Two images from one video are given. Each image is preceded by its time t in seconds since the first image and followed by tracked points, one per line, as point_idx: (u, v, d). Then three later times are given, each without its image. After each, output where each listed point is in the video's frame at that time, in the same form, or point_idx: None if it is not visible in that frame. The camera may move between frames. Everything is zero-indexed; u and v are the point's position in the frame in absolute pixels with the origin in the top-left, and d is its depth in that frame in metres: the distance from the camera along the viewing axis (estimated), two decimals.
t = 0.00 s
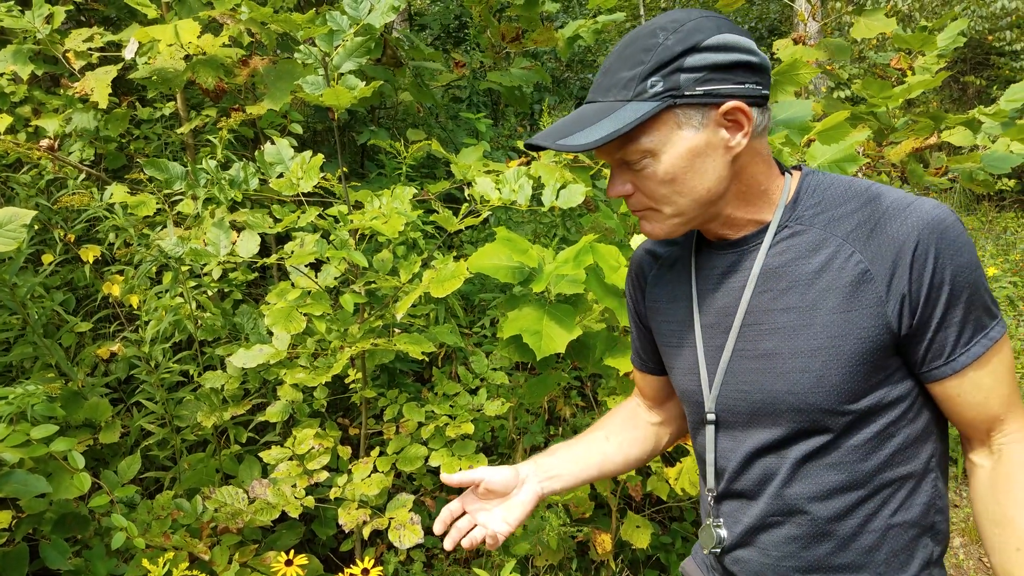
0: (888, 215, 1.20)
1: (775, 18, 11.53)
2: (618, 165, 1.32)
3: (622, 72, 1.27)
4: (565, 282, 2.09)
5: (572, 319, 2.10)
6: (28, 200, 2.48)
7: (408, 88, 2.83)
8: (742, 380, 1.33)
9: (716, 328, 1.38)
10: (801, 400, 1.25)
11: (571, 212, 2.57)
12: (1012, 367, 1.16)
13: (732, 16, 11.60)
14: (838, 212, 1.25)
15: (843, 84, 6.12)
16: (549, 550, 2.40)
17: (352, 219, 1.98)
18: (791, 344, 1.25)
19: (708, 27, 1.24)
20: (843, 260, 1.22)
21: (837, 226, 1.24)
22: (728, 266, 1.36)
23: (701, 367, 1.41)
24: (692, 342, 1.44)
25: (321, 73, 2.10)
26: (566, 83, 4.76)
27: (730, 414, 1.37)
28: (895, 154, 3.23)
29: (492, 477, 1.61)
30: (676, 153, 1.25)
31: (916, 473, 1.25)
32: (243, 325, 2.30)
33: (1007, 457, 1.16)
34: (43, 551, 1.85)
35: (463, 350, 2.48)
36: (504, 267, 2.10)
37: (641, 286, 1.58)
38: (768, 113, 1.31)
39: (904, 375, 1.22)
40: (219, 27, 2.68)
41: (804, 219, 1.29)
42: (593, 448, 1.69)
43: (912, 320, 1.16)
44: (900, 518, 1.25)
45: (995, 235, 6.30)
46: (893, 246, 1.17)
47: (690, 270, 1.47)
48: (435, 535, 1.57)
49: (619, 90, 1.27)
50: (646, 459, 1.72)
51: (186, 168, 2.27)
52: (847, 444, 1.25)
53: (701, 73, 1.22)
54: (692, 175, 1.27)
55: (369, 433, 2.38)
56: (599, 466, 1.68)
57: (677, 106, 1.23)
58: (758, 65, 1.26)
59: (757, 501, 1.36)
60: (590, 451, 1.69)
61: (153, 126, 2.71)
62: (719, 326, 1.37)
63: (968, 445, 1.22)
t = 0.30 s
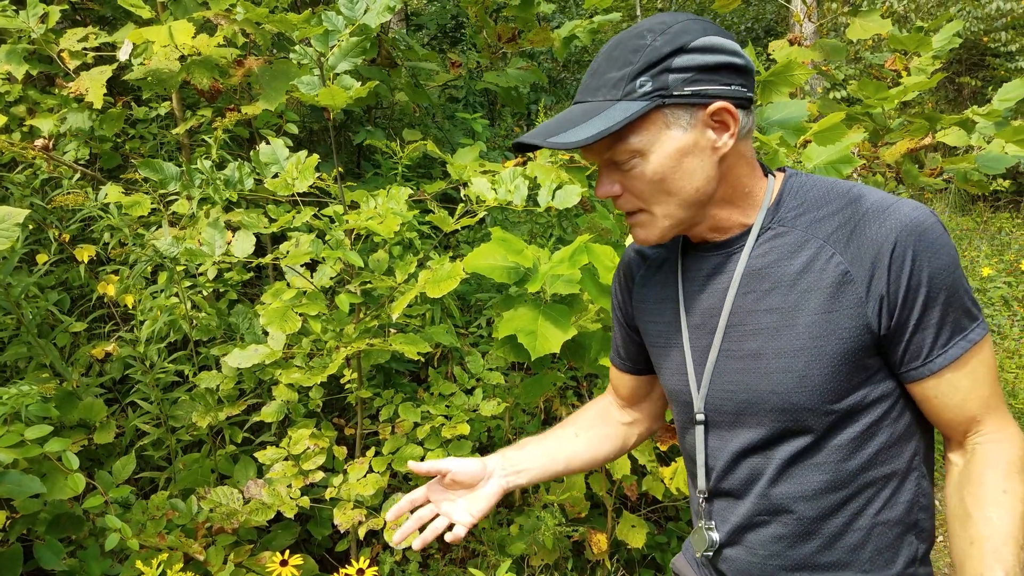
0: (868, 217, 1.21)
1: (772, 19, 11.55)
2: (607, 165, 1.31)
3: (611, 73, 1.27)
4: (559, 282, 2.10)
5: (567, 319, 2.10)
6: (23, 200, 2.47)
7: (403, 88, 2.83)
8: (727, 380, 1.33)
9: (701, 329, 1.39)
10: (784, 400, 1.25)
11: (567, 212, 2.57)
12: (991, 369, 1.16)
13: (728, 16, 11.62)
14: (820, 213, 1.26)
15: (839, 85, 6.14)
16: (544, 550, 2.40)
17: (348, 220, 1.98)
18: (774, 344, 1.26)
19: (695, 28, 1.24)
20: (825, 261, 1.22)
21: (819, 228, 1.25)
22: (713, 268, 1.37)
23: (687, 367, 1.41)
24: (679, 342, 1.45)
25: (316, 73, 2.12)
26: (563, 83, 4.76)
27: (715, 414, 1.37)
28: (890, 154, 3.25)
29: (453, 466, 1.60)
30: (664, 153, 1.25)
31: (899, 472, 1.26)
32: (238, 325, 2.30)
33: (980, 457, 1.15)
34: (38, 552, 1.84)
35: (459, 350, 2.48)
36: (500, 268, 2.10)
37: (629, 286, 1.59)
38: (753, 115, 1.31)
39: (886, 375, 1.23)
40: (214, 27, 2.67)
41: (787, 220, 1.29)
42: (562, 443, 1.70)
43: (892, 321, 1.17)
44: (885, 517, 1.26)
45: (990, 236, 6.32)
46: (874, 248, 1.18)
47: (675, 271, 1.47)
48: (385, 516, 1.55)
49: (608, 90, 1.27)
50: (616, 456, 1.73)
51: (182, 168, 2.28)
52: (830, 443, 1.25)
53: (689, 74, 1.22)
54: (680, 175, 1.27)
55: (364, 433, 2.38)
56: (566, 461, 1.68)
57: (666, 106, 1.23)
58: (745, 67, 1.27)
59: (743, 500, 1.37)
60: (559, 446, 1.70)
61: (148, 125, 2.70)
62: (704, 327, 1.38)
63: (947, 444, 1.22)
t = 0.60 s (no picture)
0: (853, 209, 1.22)
1: (766, 18, 11.57)
2: (619, 149, 1.29)
3: (620, 54, 1.27)
4: (554, 281, 2.10)
5: (561, 318, 2.10)
6: (15, 199, 2.46)
7: (397, 86, 2.83)
8: (715, 374, 1.34)
9: (689, 322, 1.40)
10: (772, 392, 1.26)
11: (561, 211, 2.57)
12: (976, 361, 1.15)
13: (723, 15, 11.62)
14: (805, 206, 1.28)
15: (832, 84, 6.16)
16: (538, 548, 2.40)
17: (341, 218, 1.98)
18: (761, 337, 1.27)
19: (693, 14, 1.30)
20: (811, 253, 1.23)
21: (805, 220, 1.27)
22: (701, 261, 1.38)
23: (675, 362, 1.42)
24: (665, 337, 1.46)
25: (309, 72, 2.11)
26: (558, 83, 4.76)
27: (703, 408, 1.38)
28: (884, 154, 3.26)
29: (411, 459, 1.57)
30: (681, 130, 1.25)
31: (889, 464, 1.26)
32: (231, 324, 2.30)
33: (957, 448, 1.15)
34: (30, 552, 1.84)
35: (453, 349, 2.48)
36: (494, 267, 2.10)
37: (611, 282, 1.61)
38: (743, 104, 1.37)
39: (873, 366, 1.23)
40: (207, 25, 2.67)
41: (774, 213, 1.31)
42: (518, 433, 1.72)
43: (877, 311, 1.18)
44: (877, 509, 1.27)
45: (984, 235, 6.34)
46: (860, 239, 1.19)
47: (660, 265, 1.49)
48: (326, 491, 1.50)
49: (621, 69, 1.26)
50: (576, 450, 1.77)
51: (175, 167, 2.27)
52: (819, 435, 1.26)
53: (698, 52, 1.25)
54: (695, 154, 1.26)
55: (359, 432, 2.38)
56: (517, 454, 1.70)
57: (680, 83, 1.24)
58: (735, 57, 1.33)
59: (732, 495, 1.38)
60: (514, 436, 1.71)
61: (141, 124, 2.70)
62: (692, 319, 1.39)
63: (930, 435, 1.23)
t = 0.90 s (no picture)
0: (849, 208, 1.25)
1: (765, 18, 11.57)
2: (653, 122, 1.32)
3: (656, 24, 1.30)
4: (552, 279, 2.09)
5: (559, 317, 2.11)
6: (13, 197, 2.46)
7: (395, 85, 2.82)
8: (712, 370, 1.37)
9: (687, 316, 1.43)
10: (766, 390, 1.28)
11: (559, 209, 2.56)
12: (966, 373, 1.13)
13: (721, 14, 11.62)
14: (803, 205, 1.31)
15: (830, 84, 6.16)
16: (536, 547, 2.40)
17: (338, 216, 1.97)
18: (756, 334, 1.29)
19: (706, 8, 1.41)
20: (806, 251, 1.26)
21: (801, 219, 1.30)
22: (697, 259, 1.43)
23: (672, 358, 1.45)
24: (661, 333, 1.49)
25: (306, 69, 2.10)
26: (556, 82, 4.76)
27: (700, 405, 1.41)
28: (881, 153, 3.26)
29: (419, 477, 1.52)
30: (710, 109, 1.33)
31: (882, 464, 1.28)
32: (228, 323, 2.30)
33: (929, 456, 1.13)
34: (27, 550, 1.83)
35: (451, 348, 2.47)
36: (492, 265, 2.09)
37: (606, 276, 1.70)
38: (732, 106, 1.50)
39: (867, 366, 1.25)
40: (205, 23, 2.67)
41: (771, 210, 1.35)
42: (508, 425, 1.79)
43: (868, 310, 1.19)
44: (869, 507, 1.29)
45: (982, 234, 6.34)
46: (852, 238, 1.22)
47: (657, 261, 1.54)
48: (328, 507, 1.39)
49: (661, 38, 1.29)
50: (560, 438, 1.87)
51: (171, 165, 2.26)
52: (812, 436, 1.27)
53: (719, 39, 1.36)
54: (721, 134, 1.35)
55: (356, 431, 2.38)
56: (504, 446, 1.78)
57: (710, 62, 1.33)
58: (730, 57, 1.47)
59: (726, 493, 1.39)
60: (504, 429, 1.78)
61: (138, 123, 2.69)
62: (691, 313, 1.43)
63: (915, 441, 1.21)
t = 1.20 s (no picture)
0: (825, 227, 1.26)
1: (762, 19, 11.59)
2: (591, 164, 1.39)
3: (593, 70, 1.35)
4: (551, 280, 2.09)
5: (558, 317, 2.12)
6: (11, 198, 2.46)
7: (393, 86, 2.82)
8: (694, 371, 1.46)
9: (676, 317, 1.53)
10: (736, 395, 1.38)
11: (557, 210, 2.56)
12: (909, 418, 1.13)
13: (719, 16, 11.62)
14: (786, 217, 1.33)
15: (828, 85, 6.17)
16: (535, 548, 2.40)
17: (337, 217, 1.97)
18: (729, 342, 1.37)
19: (673, 25, 1.33)
20: (780, 265, 1.30)
21: (782, 233, 1.32)
22: (690, 260, 1.49)
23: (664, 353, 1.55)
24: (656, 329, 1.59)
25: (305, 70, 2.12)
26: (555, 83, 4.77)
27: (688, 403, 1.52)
28: (880, 154, 3.27)
29: (420, 448, 1.57)
30: (650, 148, 1.33)
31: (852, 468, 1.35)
32: (227, 324, 2.29)
33: (846, 494, 1.17)
34: (26, 551, 1.83)
35: (450, 348, 2.47)
36: (490, 266, 2.10)
37: (610, 262, 1.75)
38: (732, 110, 1.40)
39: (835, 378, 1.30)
40: (204, 24, 2.67)
41: (758, 220, 1.37)
42: (501, 389, 1.83)
43: (825, 332, 1.23)
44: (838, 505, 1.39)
45: (980, 235, 6.34)
46: (820, 259, 1.24)
47: (654, 258, 1.60)
48: (338, 478, 1.43)
49: (591, 87, 1.34)
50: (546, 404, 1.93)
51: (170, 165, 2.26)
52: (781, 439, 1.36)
53: (671, 68, 1.30)
54: (664, 171, 1.35)
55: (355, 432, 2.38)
56: (494, 409, 1.83)
57: (649, 100, 1.31)
58: (723, 63, 1.35)
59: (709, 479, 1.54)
60: (497, 392, 1.83)
61: (137, 123, 2.69)
62: (679, 315, 1.52)
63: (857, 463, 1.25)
